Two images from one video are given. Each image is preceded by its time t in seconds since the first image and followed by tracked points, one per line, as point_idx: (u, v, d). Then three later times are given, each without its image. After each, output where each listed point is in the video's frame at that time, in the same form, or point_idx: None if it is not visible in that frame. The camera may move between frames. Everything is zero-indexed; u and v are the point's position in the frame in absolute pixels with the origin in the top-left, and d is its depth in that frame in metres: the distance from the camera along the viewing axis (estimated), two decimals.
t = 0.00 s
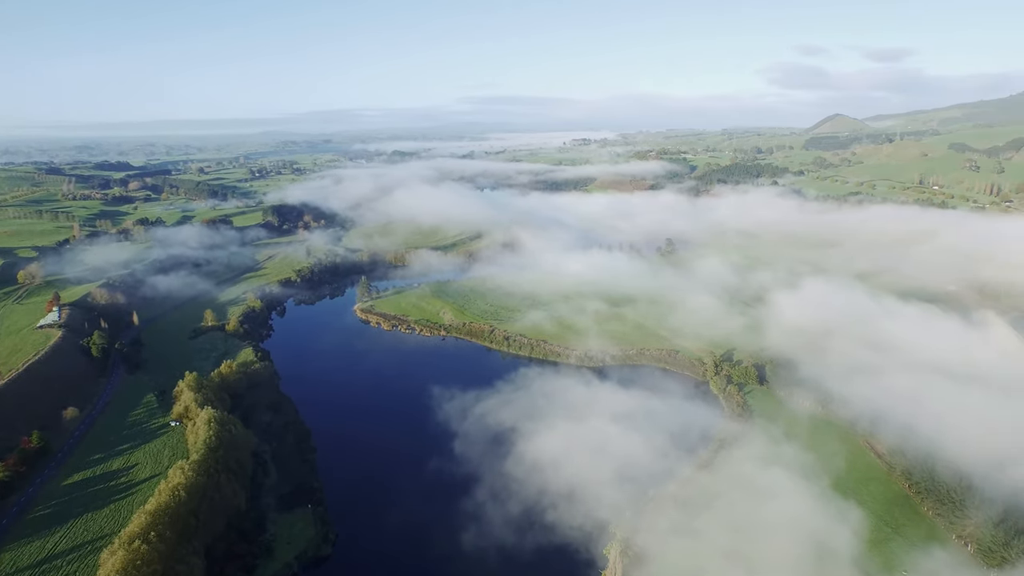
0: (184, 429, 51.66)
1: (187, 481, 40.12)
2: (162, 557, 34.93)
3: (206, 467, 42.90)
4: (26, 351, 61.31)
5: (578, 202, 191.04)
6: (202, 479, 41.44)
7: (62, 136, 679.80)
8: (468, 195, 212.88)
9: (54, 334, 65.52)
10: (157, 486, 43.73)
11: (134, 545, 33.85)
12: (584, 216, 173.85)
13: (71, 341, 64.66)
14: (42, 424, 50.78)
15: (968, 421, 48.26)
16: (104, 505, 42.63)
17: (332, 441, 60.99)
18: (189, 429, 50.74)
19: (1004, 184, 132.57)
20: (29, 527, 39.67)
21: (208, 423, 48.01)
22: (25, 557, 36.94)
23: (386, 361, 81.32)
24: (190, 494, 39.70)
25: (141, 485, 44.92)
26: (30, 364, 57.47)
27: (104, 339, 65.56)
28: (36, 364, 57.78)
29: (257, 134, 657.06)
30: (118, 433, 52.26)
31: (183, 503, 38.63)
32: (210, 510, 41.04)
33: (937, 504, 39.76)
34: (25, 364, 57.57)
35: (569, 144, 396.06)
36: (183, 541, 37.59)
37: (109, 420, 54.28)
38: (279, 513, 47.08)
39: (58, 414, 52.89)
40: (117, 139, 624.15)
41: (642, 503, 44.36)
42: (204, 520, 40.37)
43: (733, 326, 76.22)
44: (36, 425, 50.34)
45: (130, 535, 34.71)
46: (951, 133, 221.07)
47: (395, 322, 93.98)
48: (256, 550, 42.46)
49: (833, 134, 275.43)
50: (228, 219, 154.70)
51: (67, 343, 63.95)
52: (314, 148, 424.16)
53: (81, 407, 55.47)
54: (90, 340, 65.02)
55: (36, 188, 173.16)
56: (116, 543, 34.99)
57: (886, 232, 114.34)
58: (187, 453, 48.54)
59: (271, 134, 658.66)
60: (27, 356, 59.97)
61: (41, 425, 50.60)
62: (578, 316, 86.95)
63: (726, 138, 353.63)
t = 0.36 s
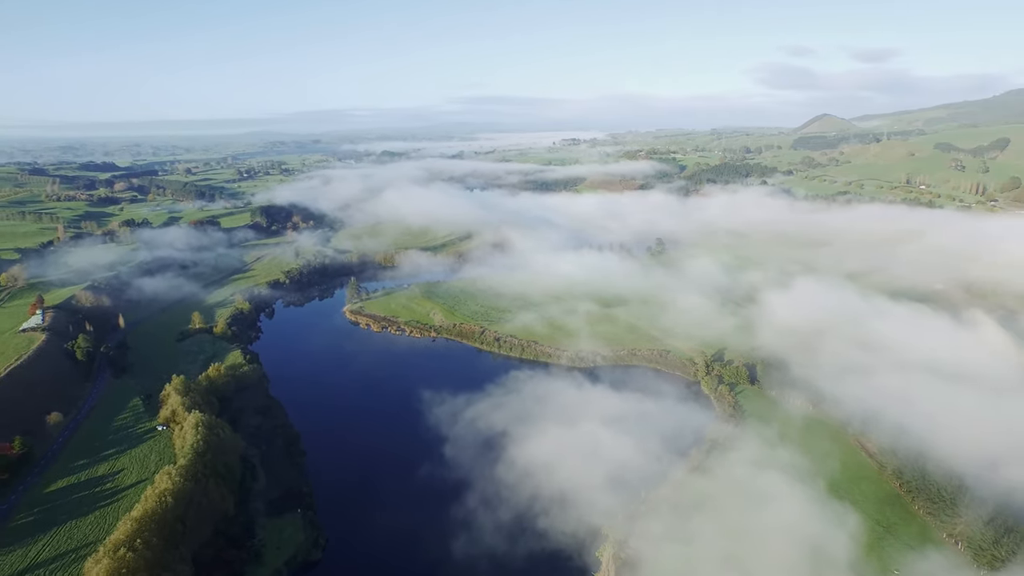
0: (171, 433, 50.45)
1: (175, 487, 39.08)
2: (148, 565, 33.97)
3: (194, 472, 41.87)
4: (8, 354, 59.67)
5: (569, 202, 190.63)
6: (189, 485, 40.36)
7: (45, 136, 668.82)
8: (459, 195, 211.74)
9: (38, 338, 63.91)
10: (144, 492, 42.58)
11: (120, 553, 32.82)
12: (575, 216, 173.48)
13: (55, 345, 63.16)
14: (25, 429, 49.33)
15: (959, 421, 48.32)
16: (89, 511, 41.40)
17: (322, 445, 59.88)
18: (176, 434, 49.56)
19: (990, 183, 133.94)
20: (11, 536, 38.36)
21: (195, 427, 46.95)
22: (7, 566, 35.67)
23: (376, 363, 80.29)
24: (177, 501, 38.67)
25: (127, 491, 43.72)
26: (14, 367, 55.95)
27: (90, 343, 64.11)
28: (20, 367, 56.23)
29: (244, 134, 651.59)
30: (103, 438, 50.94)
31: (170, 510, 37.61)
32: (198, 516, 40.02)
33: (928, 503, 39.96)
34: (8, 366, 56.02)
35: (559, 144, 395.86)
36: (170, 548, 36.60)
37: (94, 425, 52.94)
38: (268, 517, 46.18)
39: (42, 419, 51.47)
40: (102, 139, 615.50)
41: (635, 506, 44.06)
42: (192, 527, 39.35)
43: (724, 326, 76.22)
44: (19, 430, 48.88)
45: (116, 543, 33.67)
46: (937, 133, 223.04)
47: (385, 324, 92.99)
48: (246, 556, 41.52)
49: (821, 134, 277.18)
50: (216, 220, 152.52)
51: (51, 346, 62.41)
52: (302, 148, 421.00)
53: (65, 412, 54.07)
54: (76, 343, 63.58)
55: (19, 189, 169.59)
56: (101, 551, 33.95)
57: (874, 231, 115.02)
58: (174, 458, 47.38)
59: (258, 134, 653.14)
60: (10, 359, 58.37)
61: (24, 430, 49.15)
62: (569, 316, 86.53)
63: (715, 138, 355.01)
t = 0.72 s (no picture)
0: (159, 438, 49.29)
1: (162, 493, 38.10)
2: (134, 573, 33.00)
3: (181, 477, 40.88)
4: None
5: (560, 202, 190.03)
6: (177, 491, 39.58)
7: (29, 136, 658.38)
8: (449, 195, 210.50)
9: (22, 341, 62.26)
10: (131, 497, 41.47)
11: (105, 561, 31.84)
12: (566, 216, 172.95)
13: (40, 349, 61.48)
14: (8, 434, 47.88)
15: (951, 420, 48.22)
16: (74, 518, 40.20)
17: (312, 448, 58.87)
18: (164, 438, 48.42)
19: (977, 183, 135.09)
20: None
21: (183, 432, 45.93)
22: None
23: (367, 365, 79.23)
24: (165, 506, 37.85)
25: (113, 497, 42.53)
26: None
27: (75, 346, 62.58)
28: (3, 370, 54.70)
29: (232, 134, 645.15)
30: (89, 444, 49.57)
31: (157, 516, 36.64)
32: (186, 523, 39.03)
33: (920, 502, 39.86)
34: None
35: (549, 144, 395.22)
36: (157, 555, 35.64)
37: (79, 430, 51.59)
38: (258, 522, 45.23)
39: (25, 424, 50.01)
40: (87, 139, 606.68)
41: (628, 509, 43.59)
42: (180, 533, 38.36)
43: (716, 326, 76.10)
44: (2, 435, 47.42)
45: (101, 550, 32.66)
46: (924, 133, 224.62)
47: (375, 325, 91.93)
48: (234, 562, 40.58)
49: (809, 134, 278.65)
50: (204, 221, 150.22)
51: (35, 350, 60.85)
52: (291, 148, 417.25)
53: (49, 417, 52.62)
54: (61, 347, 62.05)
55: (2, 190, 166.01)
56: (86, 559, 32.94)
57: (863, 231, 115.55)
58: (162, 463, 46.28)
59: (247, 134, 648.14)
60: None
61: (7, 435, 47.69)
62: (561, 317, 86.02)
63: (704, 138, 356.23)
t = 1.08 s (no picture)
0: (146, 442, 48.19)
1: (149, 498, 37.45)
2: None
3: (169, 482, 40.18)
4: None
5: (551, 203, 189.58)
6: (165, 496, 38.77)
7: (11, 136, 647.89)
8: (440, 196, 209.43)
9: (4, 345, 60.60)
10: (119, 503, 40.45)
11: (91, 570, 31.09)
12: (557, 216, 172.56)
13: (24, 352, 59.83)
14: None
15: (943, 420, 48.24)
16: (59, 525, 39.07)
17: (302, 452, 57.80)
18: (151, 442, 47.35)
19: (964, 182, 136.39)
20: None
21: (171, 436, 45.15)
22: None
23: (357, 367, 78.25)
24: (152, 512, 37.03)
25: (99, 503, 41.46)
26: None
27: (60, 349, 61.03)
28: None
29: (220, 135, 638.44)
30: (74, 449, 48.32)
31: (144, 522, 35.97)
32: (174, 529, 38.31)
33: (912, 501, 39.91)
34: None
35: (540, 143, 394.86)
36: (144, 562, 34.90)
37: (64, 436, 50.22)
38: (247, 526, 44.40)
39: (8, 428, 48.54)
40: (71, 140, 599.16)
41: (622, 512, 43.21)
42: (169, 539, 37.61)
43: (707, 326, 76.10)
44: None
45: (86, 559, 31.91)
46: (910, 133, 226.80)
47: (365, 326, 90.97)
48: (223, 568, 39.81)
49: (797, 134, 280.19)
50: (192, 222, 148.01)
51: (19, 353, 59.28)
52: (280, 148, 413.37)
53: (33, 422, 51.18)
54: (45, 350, 60.48)
55: None
56: (70, 568, 32.16)
57: (852, 231, 116.10)
58: (149, 468, 45.27)
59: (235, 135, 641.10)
60: None
61: None
62: (553, 318, 85.57)
63: (694, 138, 357.26)
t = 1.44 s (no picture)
0: (133, 446, 46.95)
1: (136, 504, 36.61)
2: None
3: (156, 488, 39.31)
4: None
5: (542, 203, 189.15)
6: (153, 502, 38.12)
7: None
8: (430, 197, 208.26)
9: None
10: (105, 509, 39.33)
11: None
12: (548, 216, 172.15)
13: (8, 355, 58.12)
14: None
15: (935, 419, 48.22)
16: (42, 532, 37.87)
17: (291, 456, 56.85)
18: (138, 447, 46.15)
19: (950, 181, 137.74)
20: None
21: (158, 440, 44.21)
22: None
23: (347, 369, 77.13)
24: (140, 519, 36.36)
25: (85, 509, 40.28)
26: None
27: (45, 353, 59.43)
28: None
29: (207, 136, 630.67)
30: (60, 454, 47.02)
31: (131, 529, 35.16)
32: (162, 534, 37.48)
33: (903, 500, 39.88)
34: None
35: (530, 143, 394.51)
36: (131, 569, 34.08)
37: (48, 441, 48.78)
38: (236, 532, 43.47)
39: None
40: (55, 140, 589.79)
41: (614, 515, 42.77)
42: (156, 545, 36.75)
43: (699, 326, 76.00)
44: None
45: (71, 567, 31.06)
46: (897, 132, 229.01)
47: (354, 328, 89.85)
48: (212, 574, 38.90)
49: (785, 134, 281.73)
50: (179, 223, 145.66)
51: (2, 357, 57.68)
52: (269, 150, 409.32)
53: (16, 427, 49.70)
54: (29, 354, 58.90)
55: None
56: None
57: (841, 230, 116.59)
58: (136, 473, 44.10)
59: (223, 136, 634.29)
60: None
61: None
62: (545, 318, 85.06)
63: (683, 137, 358.45)
